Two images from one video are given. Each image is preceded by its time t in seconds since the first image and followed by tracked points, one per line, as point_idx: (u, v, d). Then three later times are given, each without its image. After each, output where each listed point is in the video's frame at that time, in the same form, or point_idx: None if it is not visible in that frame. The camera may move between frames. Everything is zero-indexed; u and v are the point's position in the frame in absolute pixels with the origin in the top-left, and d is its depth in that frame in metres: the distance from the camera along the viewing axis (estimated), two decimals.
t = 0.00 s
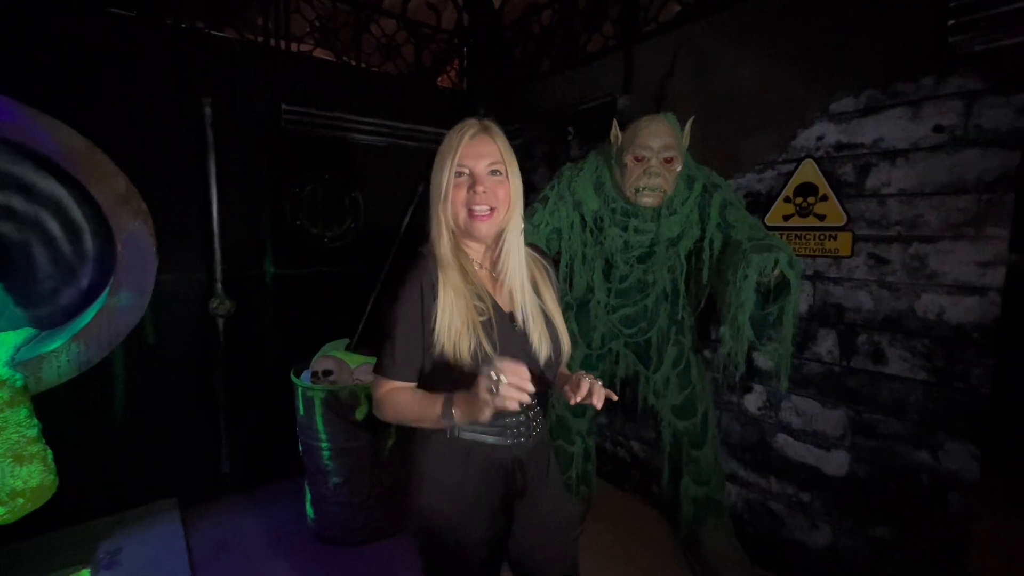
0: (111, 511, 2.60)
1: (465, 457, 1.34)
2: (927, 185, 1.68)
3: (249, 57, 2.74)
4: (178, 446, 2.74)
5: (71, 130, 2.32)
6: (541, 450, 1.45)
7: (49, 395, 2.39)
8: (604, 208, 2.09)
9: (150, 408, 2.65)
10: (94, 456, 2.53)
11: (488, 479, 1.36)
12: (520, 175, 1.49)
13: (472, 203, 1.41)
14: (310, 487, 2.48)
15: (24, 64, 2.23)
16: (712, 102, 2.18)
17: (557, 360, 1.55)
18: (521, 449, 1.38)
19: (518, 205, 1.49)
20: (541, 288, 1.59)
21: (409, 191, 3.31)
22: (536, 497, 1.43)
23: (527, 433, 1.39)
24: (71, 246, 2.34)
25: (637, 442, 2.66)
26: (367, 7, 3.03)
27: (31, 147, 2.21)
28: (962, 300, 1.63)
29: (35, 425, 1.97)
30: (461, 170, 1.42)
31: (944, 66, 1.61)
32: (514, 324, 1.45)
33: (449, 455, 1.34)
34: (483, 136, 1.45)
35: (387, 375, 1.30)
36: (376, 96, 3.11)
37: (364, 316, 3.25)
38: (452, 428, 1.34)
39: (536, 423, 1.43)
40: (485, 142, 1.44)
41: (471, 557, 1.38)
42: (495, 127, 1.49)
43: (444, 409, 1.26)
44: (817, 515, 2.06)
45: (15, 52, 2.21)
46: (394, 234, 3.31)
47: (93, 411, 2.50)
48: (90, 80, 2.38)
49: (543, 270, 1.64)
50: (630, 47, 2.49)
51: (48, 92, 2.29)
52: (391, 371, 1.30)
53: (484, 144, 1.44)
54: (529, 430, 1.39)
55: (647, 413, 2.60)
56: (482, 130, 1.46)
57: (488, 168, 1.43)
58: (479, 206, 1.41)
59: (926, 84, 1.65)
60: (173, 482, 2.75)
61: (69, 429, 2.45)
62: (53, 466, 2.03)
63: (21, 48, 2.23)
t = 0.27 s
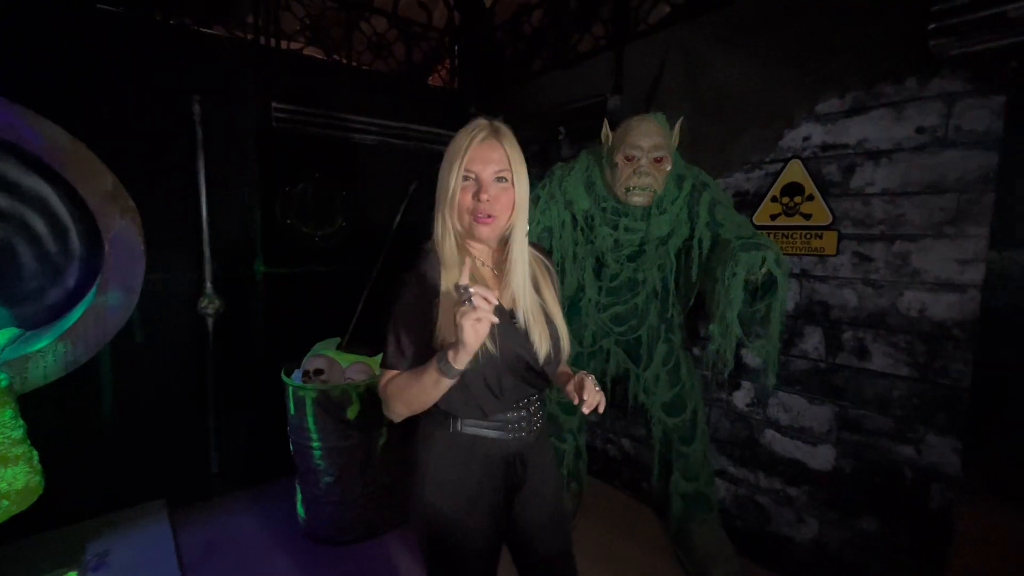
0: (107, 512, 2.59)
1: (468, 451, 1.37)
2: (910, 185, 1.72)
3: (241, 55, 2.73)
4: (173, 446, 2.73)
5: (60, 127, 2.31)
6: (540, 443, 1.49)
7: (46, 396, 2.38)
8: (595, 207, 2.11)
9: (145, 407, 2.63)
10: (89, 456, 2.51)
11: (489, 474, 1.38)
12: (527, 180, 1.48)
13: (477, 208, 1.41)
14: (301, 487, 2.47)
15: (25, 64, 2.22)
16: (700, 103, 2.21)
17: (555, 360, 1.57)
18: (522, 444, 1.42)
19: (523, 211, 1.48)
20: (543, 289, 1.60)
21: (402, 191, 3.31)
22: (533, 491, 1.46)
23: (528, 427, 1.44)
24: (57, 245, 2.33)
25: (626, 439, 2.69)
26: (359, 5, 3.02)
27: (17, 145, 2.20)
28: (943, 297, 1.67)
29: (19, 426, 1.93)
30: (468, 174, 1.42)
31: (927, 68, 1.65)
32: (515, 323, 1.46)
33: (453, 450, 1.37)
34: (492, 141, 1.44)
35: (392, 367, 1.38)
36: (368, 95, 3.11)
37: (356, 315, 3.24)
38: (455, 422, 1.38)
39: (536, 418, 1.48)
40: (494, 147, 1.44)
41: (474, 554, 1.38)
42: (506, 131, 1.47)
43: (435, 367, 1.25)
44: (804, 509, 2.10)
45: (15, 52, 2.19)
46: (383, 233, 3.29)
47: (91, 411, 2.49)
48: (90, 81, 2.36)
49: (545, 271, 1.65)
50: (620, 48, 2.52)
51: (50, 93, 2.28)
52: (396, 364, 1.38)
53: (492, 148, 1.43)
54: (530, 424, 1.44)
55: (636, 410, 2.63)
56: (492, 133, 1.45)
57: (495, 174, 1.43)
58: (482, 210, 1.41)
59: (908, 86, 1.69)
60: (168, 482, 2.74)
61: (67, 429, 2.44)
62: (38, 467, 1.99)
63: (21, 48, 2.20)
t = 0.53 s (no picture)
0: (99, 513, 2.56)
1: (484, 448, 1.37)
2: (891, 186, 1.75)
3: (231, 54, 2.71)
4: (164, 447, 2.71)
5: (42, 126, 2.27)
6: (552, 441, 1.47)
7: (40, 398, 2.37)
8: (584, 208, 2.12)
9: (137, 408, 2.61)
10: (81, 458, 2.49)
11: (501, 472, 1.38)
12: (540, 185, 1.47)
13: (489, 218, 1.42)
14: (290, 489, 2.45)
15: (25, 64, 2.21)
16: (687, 105, 2.23)
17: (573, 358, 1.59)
18: (536, 443, 1.42)
19: (537, 216, 1.47)
20: (560, 288, 1.60)
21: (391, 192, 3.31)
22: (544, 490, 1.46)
23: (544, 426, 1.43)
24: (38, 245, 2.30)
25: (616, 438, 2.71)
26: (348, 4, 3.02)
27: None
28: (923, 296, 1.71)
29: None
30: (480, 185, 1.42)
31: (907, 71, 1.69)
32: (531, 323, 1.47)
33: (467, 446, 1.37)
34: (503, 150, 1.44)
35: (415, 364, 1.34)
36: (359, 95, 3.10)
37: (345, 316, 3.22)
38: (472, 417, 1.37)
39: (552, 417, 1.47)
40: (505, 157, 1.43)
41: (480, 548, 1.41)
42: (518, 138, 1.46)
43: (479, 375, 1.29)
44: (790, 505, 2.13)
45: (15, 52, 2.19)
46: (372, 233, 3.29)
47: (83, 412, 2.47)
48: (90, 81, 2.36)
49: (564, 271, 1.65)
50: (609, 49, 2.54)
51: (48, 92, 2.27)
52: (418, 360, 1.34)
53: (503, 158, 1.43)
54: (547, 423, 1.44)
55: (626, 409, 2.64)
56: (504, 142, 1.44)
57: (507, 184, 1.43)
58: (495, 220, 1.42)
59: (889, 89, 1.73)
60: (160, 484, 2.72)
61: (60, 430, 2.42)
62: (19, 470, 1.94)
63: (21, 48, 2.20)
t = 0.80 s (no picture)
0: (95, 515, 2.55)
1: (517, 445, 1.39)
2: (874, 186, 1.78)
3: (219, 52, 2.68)
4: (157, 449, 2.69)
5: (17, 121, 2.20)
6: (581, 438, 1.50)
7: (37, 398, 2.35)
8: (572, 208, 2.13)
9: (129, 409, 2.59)
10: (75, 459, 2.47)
11: (531, 467, 1.40)
12: (563, 186, 1.46)
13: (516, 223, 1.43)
14: (276, 491, 2.43)
15: (25, 64, 2.20)
16: (675, 105, 2.24)
17: (602, 354, 1.59)
18: (565, 440, 1.44)
19: (562, 217, 1.47)
20: (589, 288, 1.59)
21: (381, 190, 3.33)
22: (572, 485, 1.48)
23: (575, 422, 1.45)
24: (16, 245, 2.25)
25: (605, 437, 2.71)
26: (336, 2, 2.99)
27: None
28: (905, 294, 1.74)
29: None
30: (505, 192, 1.43)
31: (889, 73, 1.72)
32: (562, 322, 1.47)
33: (499, 443, 1.39)
34: (525, 155, 1.44)
35: (445, 361, 1.37)
36: (349, 95, 3.09)
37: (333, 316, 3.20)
38: (503, 414, 1.39)
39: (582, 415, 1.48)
40: (527, 163, 1.43)
41: (503, 544, 1.43)
42: (539, 144, 1.45)
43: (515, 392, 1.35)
44: (776, 502, 2.15)
45: (15, 52, 2.18)
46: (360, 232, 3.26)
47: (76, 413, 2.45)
48: (91, 81, 2.36)
49: (590, 271, 1.65)
50: (598, 49, 2.54)
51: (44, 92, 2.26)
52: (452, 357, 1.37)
53: (525, 163, 1.43)
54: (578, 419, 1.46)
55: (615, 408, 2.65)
56: (525, 149, 1.43)
57: (531, 188, 1.42)
58: (522, 223, 1.43)
59: (871, 91, 1.76)
60: (150, 486, 2.69)
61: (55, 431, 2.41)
62: None
63: (21, 48, 2.19)
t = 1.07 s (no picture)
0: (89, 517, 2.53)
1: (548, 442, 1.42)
2: (856, 187, 1.80)
3: (205, 50, 2.64)
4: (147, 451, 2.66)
5: None
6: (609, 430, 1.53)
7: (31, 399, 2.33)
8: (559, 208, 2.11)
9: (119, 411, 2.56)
10: (67, 462, 2.44)
11: (565, 463, 1.43)
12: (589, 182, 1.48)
13: (546, 218, 1.43)
14: (260, 496, 2.39)
15: (29, 64, 2.21)
16: (662, 106, 2.24)
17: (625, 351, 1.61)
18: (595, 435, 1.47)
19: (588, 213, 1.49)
20: (610, 285, 1.62)
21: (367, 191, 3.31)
22: (602, 479, 1.52)
23: (603, 414, 1.48)
24: None
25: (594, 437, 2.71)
26: None
27: None
28: (888, 292, 1.76)
29: None
30: (534, 187, 1.43)
31: (871, 75, 1.73)
32: (588, 319, 1.50)
33: (534, 441, 1.42)
34: (553, 152, 1.45)
35: (477, 360, 1.39)
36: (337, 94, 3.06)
37: (318, 318, 3.16)
38: (536, 413, 1.42)
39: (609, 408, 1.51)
40: (555, 161, 1.44)
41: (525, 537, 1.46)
42: (563, 143, 1.47)
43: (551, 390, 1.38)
44: (762, 500, 2.16)
45: (15, 52, 2.17)
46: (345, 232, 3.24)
47: (68, 415, 2.43)
48: (90, 81, 2.36)
49: (610, 269, 1.67)
50: (585, 49, 2.54)
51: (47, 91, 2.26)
52: (482, 359, 1.38)
53: (553, 160, 1.43)
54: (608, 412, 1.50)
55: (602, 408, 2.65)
56: (552, 147, 1.45)
57: (559, 185, 1.44)
58: (552, 221, 1.43)
59: (854, 92, 1.77)
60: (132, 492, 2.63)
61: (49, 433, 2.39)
62: None
63: (21, 48, 2.19)
